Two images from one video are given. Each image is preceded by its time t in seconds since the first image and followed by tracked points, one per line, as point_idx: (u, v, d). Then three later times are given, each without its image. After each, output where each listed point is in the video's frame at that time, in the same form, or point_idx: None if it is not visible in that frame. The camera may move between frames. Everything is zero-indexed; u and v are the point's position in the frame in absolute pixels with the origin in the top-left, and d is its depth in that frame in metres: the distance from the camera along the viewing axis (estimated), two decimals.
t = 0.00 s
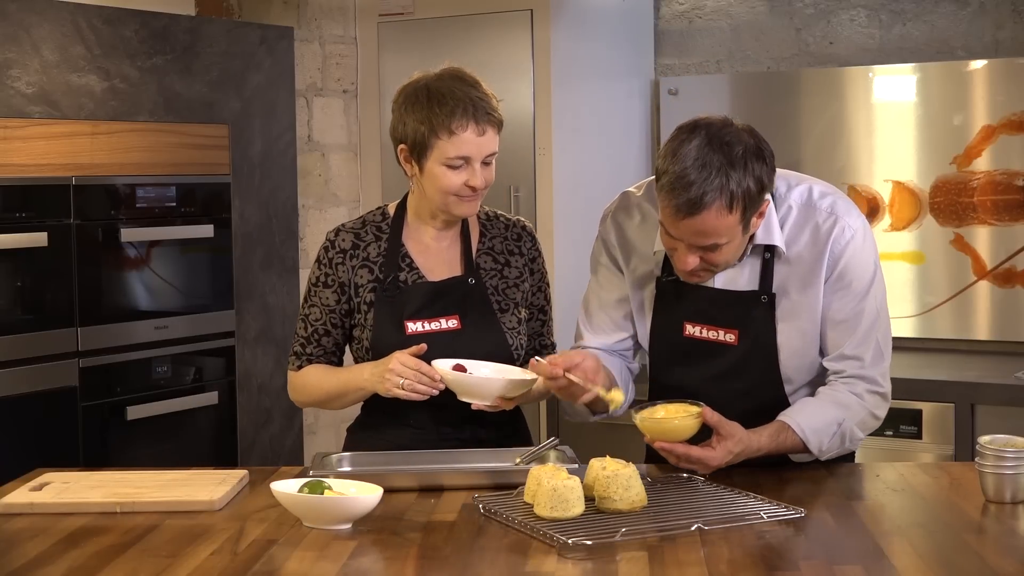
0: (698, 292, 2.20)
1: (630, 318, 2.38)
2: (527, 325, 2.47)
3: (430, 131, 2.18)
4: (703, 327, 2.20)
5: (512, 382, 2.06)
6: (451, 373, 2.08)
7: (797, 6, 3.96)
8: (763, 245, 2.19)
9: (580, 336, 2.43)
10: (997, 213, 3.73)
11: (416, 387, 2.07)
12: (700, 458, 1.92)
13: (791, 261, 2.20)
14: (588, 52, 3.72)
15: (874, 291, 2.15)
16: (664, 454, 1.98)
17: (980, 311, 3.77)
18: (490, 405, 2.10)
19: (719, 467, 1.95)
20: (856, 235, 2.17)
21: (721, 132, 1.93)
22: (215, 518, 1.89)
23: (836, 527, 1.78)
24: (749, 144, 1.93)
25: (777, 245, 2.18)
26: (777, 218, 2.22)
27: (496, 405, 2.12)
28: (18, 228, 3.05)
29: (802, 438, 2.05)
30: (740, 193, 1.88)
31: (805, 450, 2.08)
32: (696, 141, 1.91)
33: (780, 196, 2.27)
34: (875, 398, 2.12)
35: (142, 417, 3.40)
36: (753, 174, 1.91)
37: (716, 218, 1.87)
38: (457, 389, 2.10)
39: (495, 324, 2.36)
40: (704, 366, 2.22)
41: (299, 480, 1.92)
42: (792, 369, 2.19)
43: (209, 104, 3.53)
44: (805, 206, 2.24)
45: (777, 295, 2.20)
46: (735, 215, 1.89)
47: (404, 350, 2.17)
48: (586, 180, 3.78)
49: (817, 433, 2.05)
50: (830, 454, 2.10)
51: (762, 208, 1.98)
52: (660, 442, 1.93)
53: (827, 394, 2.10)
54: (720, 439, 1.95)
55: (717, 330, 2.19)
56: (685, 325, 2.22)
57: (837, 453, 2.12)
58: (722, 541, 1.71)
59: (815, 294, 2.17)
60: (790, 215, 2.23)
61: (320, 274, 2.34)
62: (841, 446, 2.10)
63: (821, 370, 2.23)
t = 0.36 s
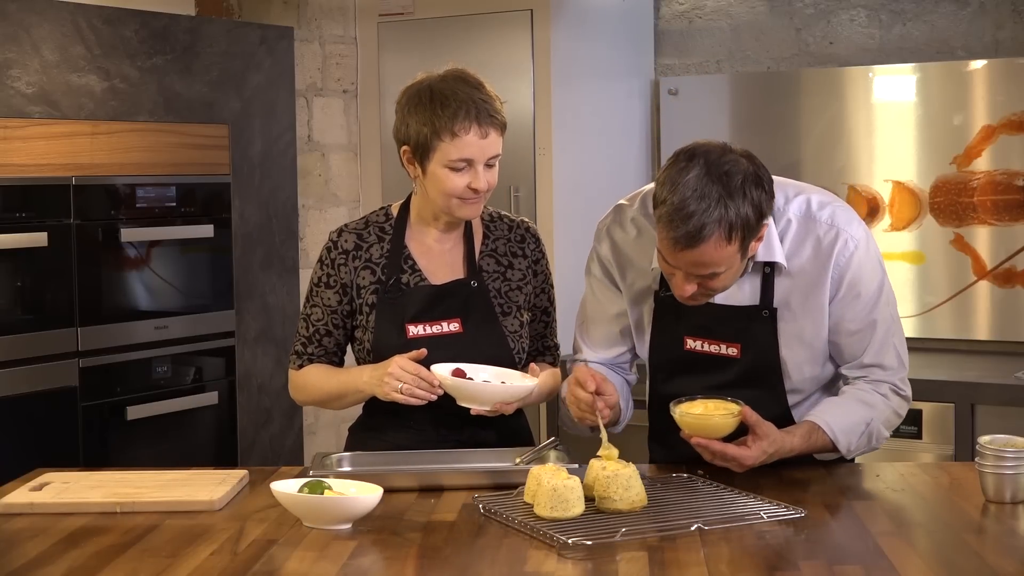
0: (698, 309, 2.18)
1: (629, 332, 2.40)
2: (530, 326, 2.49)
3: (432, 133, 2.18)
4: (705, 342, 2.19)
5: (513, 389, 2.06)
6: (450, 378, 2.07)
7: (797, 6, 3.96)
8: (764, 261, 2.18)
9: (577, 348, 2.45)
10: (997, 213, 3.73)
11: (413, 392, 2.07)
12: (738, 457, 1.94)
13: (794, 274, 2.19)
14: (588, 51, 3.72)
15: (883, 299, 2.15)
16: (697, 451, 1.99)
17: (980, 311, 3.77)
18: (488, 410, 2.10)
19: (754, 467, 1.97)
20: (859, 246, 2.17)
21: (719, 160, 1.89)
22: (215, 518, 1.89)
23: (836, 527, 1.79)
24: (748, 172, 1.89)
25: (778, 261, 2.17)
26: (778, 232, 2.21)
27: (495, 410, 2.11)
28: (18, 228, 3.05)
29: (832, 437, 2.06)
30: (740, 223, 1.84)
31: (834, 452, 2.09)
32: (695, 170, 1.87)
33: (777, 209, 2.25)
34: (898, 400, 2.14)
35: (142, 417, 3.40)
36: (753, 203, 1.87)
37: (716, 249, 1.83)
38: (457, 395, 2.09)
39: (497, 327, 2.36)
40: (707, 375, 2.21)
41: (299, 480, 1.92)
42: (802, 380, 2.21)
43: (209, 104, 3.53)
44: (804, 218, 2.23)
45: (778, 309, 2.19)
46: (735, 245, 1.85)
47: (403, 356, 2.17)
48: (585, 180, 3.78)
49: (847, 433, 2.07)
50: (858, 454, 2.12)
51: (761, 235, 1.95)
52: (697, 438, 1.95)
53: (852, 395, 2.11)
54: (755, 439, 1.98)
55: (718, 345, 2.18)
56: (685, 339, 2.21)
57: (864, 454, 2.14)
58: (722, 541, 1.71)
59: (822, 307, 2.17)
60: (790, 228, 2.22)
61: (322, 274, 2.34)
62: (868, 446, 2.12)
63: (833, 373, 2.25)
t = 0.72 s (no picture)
0: (698, 308, 2.18)
1: (629, 333, 2.40)
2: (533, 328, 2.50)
3: (435, 134, 2.18)
4: (706, 342, 2.19)
5: (515, 391, 2.06)
6: (450, 378, 2.07)
7: (797, 6, 3.96)
8: (767, 261, 2.18)
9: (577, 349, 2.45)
10: (997, 213, 3.73)
11: (415, 394, 2.07)
12: (747, 464, 1.93)
13: (796, 275, 2.19)
14: (588, 52, 3.73)
15: (886, 300, 2.15)
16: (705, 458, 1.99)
17: (980, 311, 3.77)
18: (489, 411, 2.10)
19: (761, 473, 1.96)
20: (861, 247, 2.17)
21: (719, 162, 1.89)
22: (215, 518, 1.89)
23: (836, 527, 1.79)
24: (749, 174, 1.89)
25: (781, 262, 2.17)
26: (780, 233, 2.20)
27: (496, 412, 2.11)
28: (18, 228, 3.05)
29: (836, 440, 2.06)
30: (741, 224, 1.84)
31: (838, 455, 2.09)
32: (695, 172, 1.87)
33: (779, 209, 2.25)
34: (902, 400, 2.14)
35: (142, 417, 3.40)
36: (755, 204, 1.86)
37: (717, 250, 1.83)
38: (458, 395, 2.09)
39: (499, 328, 2.36)
40: (709, 375, 2.21)
41: (299, 480, 1.92)
42: (803, 380, 2.21)
43: (209, 104, 3.53)
44: (806, 219, 2.23)
45: (780, 310, 2.19)
46: (736, 246, 1.85)
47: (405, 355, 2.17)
48: (586, 180, 3.78)
49: (852, 435, 2.06)
50: (862, 456, 2.12)
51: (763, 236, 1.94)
52: (705, 448, 1.94)
53: (856, 398, 2.11)
54: (763, 445, 1.96)
55: (719, 345, 2.18)
56: (686, 340, 2.21)
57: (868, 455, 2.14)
58: (721, 541, 1.71)
59: (824, 308, 2.17)
60: (792, 229, 2.21)
61: (325, 274, 2.34)
62: (872, 448, 2.12)
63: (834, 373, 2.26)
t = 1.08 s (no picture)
0: (699, 309, 2.18)
1: (629, 333, 2.39)
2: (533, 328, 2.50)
3: (436, 134, 2.18)
4: (706, 343, 2.19)
5: (516, 390, 2.06)
6: (450, 378, 2.07)
7: (797, 6, 3.96)
8: (768, 262, 2.18)
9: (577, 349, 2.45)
10: (997, 213, 3.73)
11: (415, 394, 2.08)
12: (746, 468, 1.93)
13: (797, 276, 2.19)
14: (588, 52, 3.73)
15: (887, 302, 2.16)
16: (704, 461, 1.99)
17: (980, 311, 3.77)
18: (489, 411, 2.10)
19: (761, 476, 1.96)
20: (863, 249, 2.17)
21: (720, 163, 1.89)
22: (215, 518, 1.89)
23: (836, 527, 1.79)
24: (749, 174, 1.89)
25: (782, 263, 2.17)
26: (781, 234, 2.20)
27: (497, 412, 2.11)
28: (18, 228, 3.05)
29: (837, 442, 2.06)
30: (741, 225, 1.84)
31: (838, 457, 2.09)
32: (696, 172, 1.87)
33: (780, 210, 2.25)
34: (902, 402, 2.15)
35: (142, 417, 3.40)
36: (755, 205, 1.86)
37: (717, 251, 1.82)
38: (458, 396, 2.09)
39: (500, 329, 2.36)
40: (709, 376, 2.21)
41: (299, 480, 1.92)
42: (804, 382, 2.22)
43: (209, 104, 3.53)
44: (807, 220, 2.23)
45: (781, 311, 2.19)
46: (736, 247, 1.84)
47: (406, 356, 2.17)
48: (586, 180, 3.78)
49: (852, 437, 2.06)
50: (862, 458, 2.12)
51: (764, 237, 1.94)
52: (705, 451, 1.94)
53: (857, 400, 2.11)
54: (763, 448, 1.97)
55: (720, 346, 2.17)
56: (687, 340, 2.21)
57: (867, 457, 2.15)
58: (721, 541, 1.71)
59: (825, 310, 2.17)
60: (793, 230, 2.21)
61: (325, 274, 2.34)
62: (872, 449, 2.12)
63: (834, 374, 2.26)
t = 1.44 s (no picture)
0: (698, 309, 2.18)
1: (627, 334, 2.39)
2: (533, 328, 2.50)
3: (435, 134, 2.18)
4: (706, 343, 2.19)
5: (517, 391, 2.06)
6: (450, 378, 2.07)
7: (797, 6, 3.96)
8: (767, 264, 2.18)
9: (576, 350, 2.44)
10: (998, 213, 3.73)
11: (415, 394, 2.08)
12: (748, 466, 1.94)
13: (797, 278, 2.18)
14: (588, 52, 3.72)
15: (887, 303, 2.16)
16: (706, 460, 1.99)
17: (980, 311, 3.77)
18: (490, 411, 2.10)
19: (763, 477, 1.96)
20: (863, 250, 2.17)
21: (714, 164, 1.89)
22: (215, 518, 1.89)
23: (836, 527, 1.79)
24: (744, 175, 1.89)
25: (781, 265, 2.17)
26: (780, 236, 2.20)
27: (497, 411, 2.11)
28: (18, 228, 3.05)
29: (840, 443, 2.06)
30: (734, 226, 1.84)
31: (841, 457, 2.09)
32: (691, 173, 1.87)
33: (779, 212, 2.24)
34: (904, 402, 2.15)
35: (142, 417, 3.40)
36: (749, 207, 1.86)
37: (710, 253, 1.83)
38: (459, 396, 2.09)
39: (500, 329, 2.36)
40: (709, 376, 2.21)
41: (299, 480, 1.92)
42: (805, 383, 2.22)
43: (209, 104, 3.53)
44: (806, 222, 2.22)
45: (781, 312, 2.19)
46: (729, 249, 1.84)
47: (406, 356, 2.17)
48: (586, 180, 3.78)
49: (854, 438, 2.06)
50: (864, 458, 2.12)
51: (760, 238, 1.94)
52: (706, 450, 1.94)
53: (858, 401, 2.11)
54: (765, 449, 1.97)
55: (720, 347, 2.17)
56: (687, 341, 2.20)
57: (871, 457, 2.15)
58: (721, 541, 1.71)
59: (825, 311, 2.17)
60: (793, 232, 2.21)
61: (325, 274, 2.34)
62: (875, 450, 2.12)
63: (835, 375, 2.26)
